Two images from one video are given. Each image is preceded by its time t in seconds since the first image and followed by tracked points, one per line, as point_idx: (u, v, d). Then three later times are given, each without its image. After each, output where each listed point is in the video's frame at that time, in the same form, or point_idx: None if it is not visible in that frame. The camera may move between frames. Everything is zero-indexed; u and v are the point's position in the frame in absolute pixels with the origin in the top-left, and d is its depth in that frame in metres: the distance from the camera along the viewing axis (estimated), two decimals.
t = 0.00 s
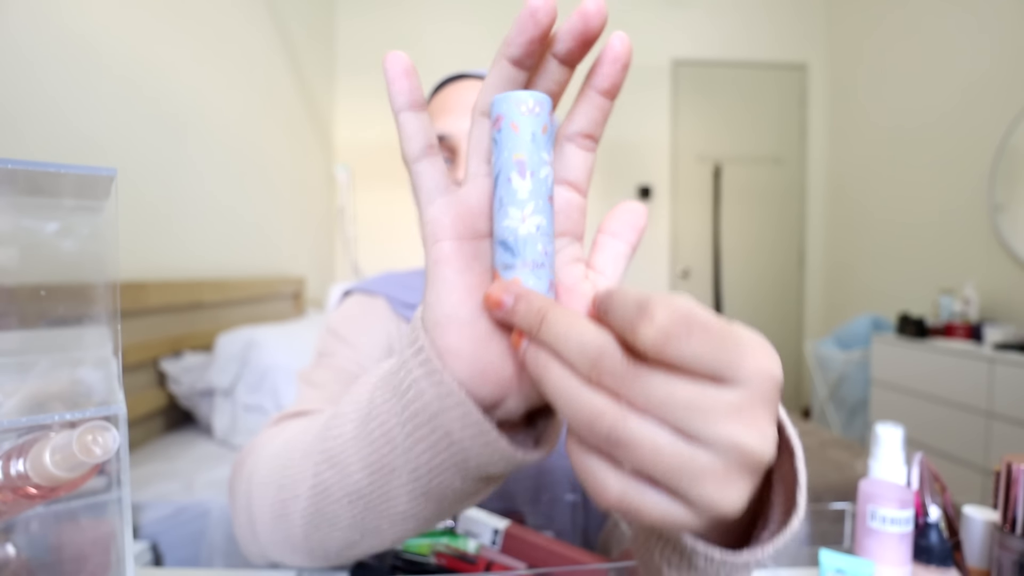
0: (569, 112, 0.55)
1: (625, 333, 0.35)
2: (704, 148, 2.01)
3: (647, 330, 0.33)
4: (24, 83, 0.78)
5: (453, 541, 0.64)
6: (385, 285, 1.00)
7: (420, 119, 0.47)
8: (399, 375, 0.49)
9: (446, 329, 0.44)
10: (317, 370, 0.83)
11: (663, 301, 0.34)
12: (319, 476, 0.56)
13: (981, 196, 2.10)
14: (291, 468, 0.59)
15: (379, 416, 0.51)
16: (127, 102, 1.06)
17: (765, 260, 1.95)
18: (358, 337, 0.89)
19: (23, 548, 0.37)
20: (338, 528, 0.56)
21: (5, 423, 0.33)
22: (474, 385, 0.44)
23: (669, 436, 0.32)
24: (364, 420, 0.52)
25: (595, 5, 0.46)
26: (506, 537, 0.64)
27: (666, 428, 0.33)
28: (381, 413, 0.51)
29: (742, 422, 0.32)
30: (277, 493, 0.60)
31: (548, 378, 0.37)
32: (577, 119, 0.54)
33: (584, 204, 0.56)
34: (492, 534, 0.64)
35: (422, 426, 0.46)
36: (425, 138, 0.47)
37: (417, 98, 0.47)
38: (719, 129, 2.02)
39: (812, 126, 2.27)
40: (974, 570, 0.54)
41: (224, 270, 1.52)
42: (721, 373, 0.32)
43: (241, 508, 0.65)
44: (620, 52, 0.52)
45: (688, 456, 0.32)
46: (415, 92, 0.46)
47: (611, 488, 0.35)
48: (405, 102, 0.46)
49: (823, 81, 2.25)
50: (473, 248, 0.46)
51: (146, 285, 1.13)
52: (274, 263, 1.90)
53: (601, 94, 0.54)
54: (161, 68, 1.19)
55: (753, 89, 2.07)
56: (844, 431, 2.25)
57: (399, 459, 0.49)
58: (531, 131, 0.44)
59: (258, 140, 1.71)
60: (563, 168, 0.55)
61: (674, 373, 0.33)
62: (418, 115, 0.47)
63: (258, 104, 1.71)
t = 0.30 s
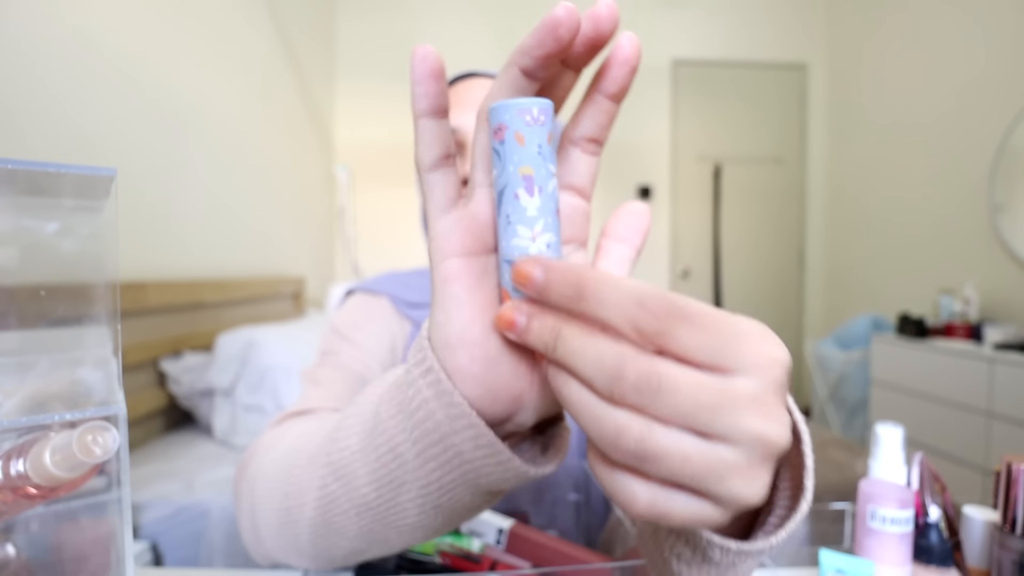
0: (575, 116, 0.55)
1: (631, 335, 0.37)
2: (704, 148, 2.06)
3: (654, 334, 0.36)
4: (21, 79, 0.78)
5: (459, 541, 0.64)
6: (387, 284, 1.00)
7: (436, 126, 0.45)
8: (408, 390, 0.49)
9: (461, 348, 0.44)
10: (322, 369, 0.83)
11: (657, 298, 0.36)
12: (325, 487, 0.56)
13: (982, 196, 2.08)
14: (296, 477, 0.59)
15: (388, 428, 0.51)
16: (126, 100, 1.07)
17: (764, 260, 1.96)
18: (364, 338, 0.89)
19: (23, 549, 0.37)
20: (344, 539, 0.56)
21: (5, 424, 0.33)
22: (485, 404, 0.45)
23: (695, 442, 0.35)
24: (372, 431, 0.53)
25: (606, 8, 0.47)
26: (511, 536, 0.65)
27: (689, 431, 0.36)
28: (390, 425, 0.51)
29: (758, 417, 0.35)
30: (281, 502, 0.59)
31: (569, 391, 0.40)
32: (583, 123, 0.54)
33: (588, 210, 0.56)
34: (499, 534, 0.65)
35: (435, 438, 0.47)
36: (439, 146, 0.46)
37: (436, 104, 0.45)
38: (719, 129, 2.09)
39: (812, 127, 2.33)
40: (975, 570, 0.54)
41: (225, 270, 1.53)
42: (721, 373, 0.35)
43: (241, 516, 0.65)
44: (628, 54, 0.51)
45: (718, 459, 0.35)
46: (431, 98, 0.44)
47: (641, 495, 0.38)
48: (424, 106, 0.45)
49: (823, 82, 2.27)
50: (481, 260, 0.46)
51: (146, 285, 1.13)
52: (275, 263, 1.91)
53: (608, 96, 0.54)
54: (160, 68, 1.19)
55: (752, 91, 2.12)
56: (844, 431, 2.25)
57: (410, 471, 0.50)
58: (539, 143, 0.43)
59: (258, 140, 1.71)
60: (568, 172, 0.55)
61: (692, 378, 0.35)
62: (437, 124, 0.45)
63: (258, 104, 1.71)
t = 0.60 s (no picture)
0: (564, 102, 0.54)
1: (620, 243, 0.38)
2: (704, 148, 2.22)
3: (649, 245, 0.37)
4: (21, 79, 0.78)
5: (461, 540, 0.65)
6: (389, 283, 1.00)
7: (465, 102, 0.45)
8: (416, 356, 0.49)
9: (465, 302, 0.43)
10: (323, 370, 0.83)
11: (644, 210, 0.38)
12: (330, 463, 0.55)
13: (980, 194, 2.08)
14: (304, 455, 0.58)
15: (397, 396, 0.50)
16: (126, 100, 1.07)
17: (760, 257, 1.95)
18: (364, 338, 0.89)
19: (23, 548, 0.37)
20: (352, 515, 0.55)
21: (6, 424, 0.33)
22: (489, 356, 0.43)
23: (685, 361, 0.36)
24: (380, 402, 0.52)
25: (592, 1, 0.49)
26: (514, 535, 0.63)
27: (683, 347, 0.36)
28: (397, 394, 0.50)
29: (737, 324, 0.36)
30: (290, 484, 0.58)
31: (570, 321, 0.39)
32: (574, 105, 0.54)
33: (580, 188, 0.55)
34: (501, 533, 0.64)
35: (442, 400, 0.46)
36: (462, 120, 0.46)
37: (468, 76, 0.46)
38: (719, 130, 2.25)
39: (810, 129, 2.57)
40: (974, 570, 0.54)
41: (226, 269, 1.53)
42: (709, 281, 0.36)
43: (246, 510, 0.64)
44: (614, 47, 0.52)
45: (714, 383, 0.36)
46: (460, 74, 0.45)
47: (635, 405, 0.37)
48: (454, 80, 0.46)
49: (821, 84, 2.52)
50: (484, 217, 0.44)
51: (147, 286, 1.13)
52: (275, 262, 1.92)
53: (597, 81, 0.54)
54: (161, 68, 1.20)
55: (753, 88, 2.34)
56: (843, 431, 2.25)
57: (418, 438, 0.48)
58: (539, 112, 0.43)
59: (258, 140, 1.71)
60: (560, 154, 0.53)
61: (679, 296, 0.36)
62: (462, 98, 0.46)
63: (258, 104, 1.71)
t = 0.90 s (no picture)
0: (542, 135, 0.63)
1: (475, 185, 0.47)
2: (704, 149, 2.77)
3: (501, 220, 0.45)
4: (19, 81, 0.83)
5: (458, 540, 0.49)
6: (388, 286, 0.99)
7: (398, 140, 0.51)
8: (336, 333, 0.46)
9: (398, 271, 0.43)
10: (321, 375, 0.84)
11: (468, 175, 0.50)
12: (249, 472, 0.46)
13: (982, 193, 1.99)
14: (211, 478, 0.48)
15: (321, 377, 0.45)
16: (125, 100, 1.07)
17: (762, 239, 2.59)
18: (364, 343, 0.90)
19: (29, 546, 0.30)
20: (296, 515, 0.48)
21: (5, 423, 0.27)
22: (417, 314, 0.44)
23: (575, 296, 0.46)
24: (295, 390, 0.46)
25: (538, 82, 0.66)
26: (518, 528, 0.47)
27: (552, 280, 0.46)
28: (324, 375, 0.45)
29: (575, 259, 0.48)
30: (206, 512, 0.48)
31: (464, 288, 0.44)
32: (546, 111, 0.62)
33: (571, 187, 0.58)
34: (500, 529, 0.47)
35: (382, 362, 0.45)
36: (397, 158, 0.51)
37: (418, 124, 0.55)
38: (721, 131, 2.78)
39: (812, 127, 2.84)
40: (974, 569, 0.54)
41: (227, 270, 1.53)
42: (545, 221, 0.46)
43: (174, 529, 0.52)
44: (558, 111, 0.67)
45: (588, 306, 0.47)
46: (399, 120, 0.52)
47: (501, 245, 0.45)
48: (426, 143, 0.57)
49: (822, 87, 2.84)
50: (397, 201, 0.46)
51: (147, 285, 1.12)
52: (277, 263, 1.92)
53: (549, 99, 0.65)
54: (162, 69, 1.19)
55: (754, 91, 2.80)
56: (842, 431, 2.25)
57: (364, 406, 0.45)
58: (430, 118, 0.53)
59: (258, 140, 1.70)
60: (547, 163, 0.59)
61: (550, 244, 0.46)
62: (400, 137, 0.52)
63: (259, 104, 1.70)
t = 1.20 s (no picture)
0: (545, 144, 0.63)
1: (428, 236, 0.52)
2: (704, 148, 2.77)
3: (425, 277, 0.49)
4: (19, 79, 0.83)
5: (444, 542, 0.45)
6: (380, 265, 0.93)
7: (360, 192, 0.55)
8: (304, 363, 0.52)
9: (355, 305, 0.50)
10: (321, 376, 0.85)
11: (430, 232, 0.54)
12: (234, 492, 0.50)
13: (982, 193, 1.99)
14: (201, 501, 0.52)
15: (289, 399, 0.50)
16: (124, 97, 1.06)
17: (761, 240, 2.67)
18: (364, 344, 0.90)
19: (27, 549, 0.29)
20: (282, 532, 0.51)
21: (5, 423, 0.27)
22: (372, 338, 0.50)
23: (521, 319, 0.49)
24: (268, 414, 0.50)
25: (541, 84, 0.64)
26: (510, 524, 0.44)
27: (494, 316, 0.50)
28: (294, 397, 0.50)
29: (509, 291, 0.51)
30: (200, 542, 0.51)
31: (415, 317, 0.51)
32: (556, 122, 0.62)
33: (570, 201, 0.62)
34: (492, 523, 0.44)
35: (347, 379, 0.50)
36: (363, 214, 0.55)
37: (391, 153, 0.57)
38: (721, 130, 2.78)
39: (812, 127, 2.84)
40: (974, 569, 0.54)
41: (227, 270, 1.53)
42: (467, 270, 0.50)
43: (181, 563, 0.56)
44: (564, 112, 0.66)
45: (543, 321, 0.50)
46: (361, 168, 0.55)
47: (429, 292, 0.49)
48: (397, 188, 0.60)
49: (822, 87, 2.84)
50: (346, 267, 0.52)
51: (146, 285, 1.12)
52: (277, 264, 1.92)
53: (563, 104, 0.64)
54: (162, 68, 1.19)
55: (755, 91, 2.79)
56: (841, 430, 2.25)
57: (332, 420, 0.50)
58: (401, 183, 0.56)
59: (258, 139, 1.70)
60: (549, 179, 0.61)
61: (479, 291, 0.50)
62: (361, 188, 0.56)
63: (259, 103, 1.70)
